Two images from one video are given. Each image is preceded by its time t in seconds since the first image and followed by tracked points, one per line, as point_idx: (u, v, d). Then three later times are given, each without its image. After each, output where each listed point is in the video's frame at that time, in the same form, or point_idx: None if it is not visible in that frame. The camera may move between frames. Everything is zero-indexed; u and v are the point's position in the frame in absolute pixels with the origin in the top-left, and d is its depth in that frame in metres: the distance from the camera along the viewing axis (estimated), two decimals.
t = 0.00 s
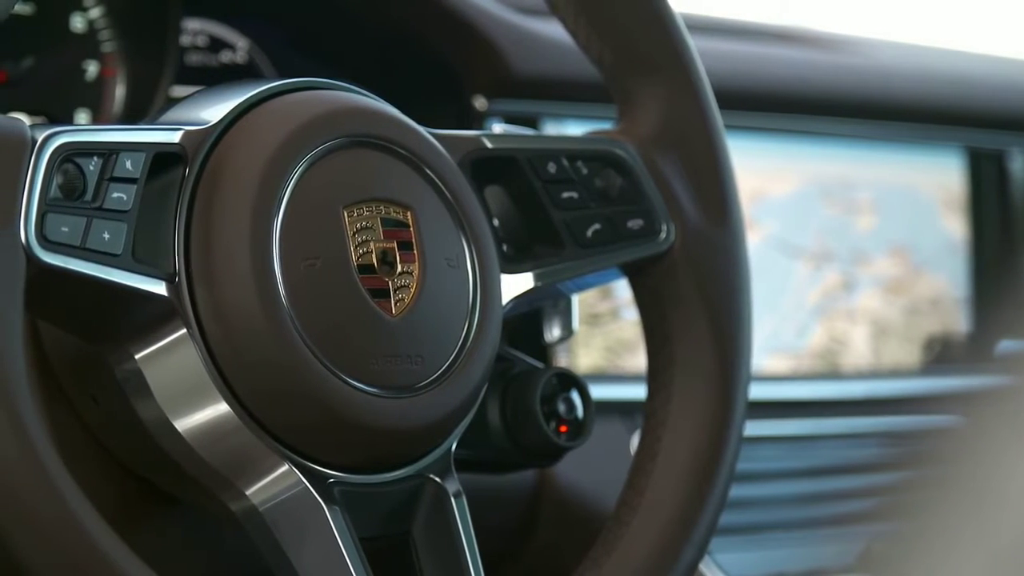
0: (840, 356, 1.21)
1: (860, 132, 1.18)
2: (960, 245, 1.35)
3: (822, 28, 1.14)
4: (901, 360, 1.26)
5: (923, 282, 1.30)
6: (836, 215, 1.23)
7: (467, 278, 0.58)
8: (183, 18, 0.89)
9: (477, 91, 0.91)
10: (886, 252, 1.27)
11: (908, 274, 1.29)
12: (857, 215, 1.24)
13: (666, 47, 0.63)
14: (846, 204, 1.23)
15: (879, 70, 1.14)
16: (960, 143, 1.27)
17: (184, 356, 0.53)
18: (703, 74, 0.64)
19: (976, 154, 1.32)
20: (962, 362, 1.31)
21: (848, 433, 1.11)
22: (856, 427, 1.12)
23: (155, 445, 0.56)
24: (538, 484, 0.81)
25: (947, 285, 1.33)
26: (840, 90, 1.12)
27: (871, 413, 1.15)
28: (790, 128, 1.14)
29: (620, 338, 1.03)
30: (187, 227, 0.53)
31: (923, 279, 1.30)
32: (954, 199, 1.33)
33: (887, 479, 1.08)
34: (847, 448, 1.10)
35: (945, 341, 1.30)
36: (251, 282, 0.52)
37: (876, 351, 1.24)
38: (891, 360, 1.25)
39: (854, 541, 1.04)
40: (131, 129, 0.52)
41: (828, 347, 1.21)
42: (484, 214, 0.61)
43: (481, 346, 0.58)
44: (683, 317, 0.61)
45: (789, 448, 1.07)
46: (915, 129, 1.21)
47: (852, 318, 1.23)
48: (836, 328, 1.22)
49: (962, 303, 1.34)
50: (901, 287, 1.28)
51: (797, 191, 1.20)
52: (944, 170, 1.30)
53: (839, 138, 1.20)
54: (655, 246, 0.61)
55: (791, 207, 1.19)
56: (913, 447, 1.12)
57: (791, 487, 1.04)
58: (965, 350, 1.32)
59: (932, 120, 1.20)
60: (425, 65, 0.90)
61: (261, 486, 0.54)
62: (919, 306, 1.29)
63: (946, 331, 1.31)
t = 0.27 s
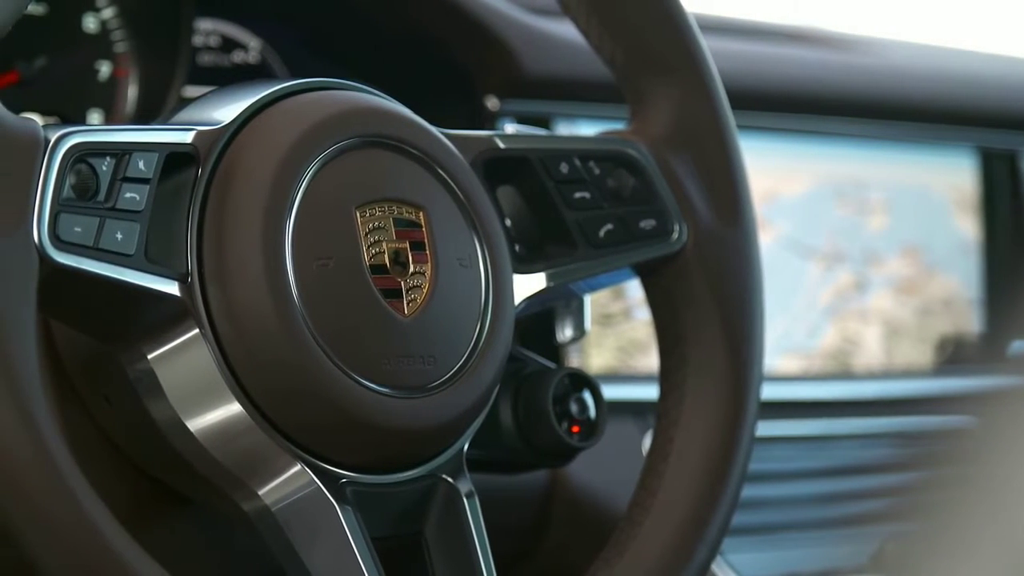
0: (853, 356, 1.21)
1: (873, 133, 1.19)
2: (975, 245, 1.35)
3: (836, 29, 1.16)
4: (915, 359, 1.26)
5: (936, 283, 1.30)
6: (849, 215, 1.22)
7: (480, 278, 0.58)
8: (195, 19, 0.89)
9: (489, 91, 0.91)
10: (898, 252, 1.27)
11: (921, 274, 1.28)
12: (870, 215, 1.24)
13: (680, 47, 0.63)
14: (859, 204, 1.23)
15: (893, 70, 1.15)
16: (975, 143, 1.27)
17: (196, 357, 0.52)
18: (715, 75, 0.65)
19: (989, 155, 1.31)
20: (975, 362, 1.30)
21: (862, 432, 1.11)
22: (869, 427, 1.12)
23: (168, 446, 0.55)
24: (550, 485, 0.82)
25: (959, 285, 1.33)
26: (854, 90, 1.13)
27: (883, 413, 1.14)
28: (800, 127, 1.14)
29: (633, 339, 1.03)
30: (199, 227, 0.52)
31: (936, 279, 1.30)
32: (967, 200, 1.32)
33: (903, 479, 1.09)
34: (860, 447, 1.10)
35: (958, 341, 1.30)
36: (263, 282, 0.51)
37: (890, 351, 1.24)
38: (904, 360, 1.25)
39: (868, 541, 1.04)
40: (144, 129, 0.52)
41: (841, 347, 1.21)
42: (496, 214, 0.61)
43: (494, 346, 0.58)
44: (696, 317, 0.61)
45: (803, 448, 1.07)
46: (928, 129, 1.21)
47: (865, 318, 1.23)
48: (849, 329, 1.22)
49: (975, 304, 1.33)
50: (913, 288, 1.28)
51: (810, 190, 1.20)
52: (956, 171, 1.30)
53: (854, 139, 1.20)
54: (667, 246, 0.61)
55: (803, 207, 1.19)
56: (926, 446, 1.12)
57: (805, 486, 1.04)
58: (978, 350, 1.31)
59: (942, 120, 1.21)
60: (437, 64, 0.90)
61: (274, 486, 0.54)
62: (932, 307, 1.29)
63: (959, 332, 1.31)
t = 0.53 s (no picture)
0: (862, 356, 1.21)
1: (883, 133, 1.19)
2: (979, 248, 1.33)
3: (846, 28, 1.15)
4: (923, 359, 1.26)
5: (944, 283, 1.30)
6: (857, 215, 1.22)
7: (489, 278, 0.58)
8: (205, 18, 0.89)
9: (497, 91, 0.92)
10: (907, 253, 1.27)
11: (929, 275, 1.28)
12: (878, 215, 1.24)
13: (688, 47, 0.64)
14: (867, 204, 1.23)
15: (903, 70, 1.15)
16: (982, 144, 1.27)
17: (204, 357, 0.52)
18: (723, 75, 0.65)
19: (998, 155, 1.31)
20: (983, 361, 1.30)
21: (871, 433, 1.10)
22: (879, 427, 1.11)
23: (176, 446, 0.55)
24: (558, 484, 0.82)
25: (969, 286, 1.32)
26: (863, 90, 1.13)
27: (892, 413, 1.14)
28: (808, 127, 1.14)
29: (640, 338, 1.02)
30: (207, 226, 0.52)
31: (945, 279, 1.30)
32: (975, 200, 1.32)
33: (912, 478, 1.09)
34: (867, 449, 1.09)
35: (966, 340, 1.30)
36: (272, 282, 0.51)
37: (898, 351, 1.24)
38: (911, 359, 1.25)
39: (875, 542, 1.05)
40: (152, 130, 0.52)
41: (849, 347, 1.21)
42: (504, 214, 0.61)
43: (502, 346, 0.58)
44: (704, 316, 0.62)
45: (809, 450, 1.06)
46: (938, 129, 1.21)
47: (874, 318, 1.23)
48: (857, 329, 1.22)
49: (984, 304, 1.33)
50: (922, 288, 1.28)
51: (818, 191, 1.20)
52: (965, 171, 1.30)
53: (864, 141, 1.20)
54: (675, 247, 0.61)
55: (810, 207, 1.19)
56: (936, 447, 1.12)
57: (814, 487, 1.04)
58: (984, 349, 1.32)
59: (950, 120, 1.21)
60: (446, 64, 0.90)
61: (282, 486, 0.54)
62: (940, 307, 1.29)
63: (966, 332, 1.31)
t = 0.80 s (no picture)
0: (869, 356, 1.21)
1: (888, 132, 1.19)
2: (983, 250, 1.32)
3: (850, 29, 1.16)
4: (931, 359, 1.26)
5: (952, 283, 1.30)
6: (866, 214, 1.22)
7: (496, 278, 0.58)
8: (212, 19, 0.89)
9: (505, 92, 0.92)
10: (914, 253, 1.27)
11: (937, 275, 1.28)
12: (886, 215, 1.23)
13: (695, 48, 0.64)
14: (875, 204, 1.23)
15: (908, 70, 1.16)
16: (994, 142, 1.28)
17: (211, 357, 0.52)
18: (730, 76, 0.65)
19: (1006, 154, 1.31)
20: (991, 362, 1.30)
21: (878, 433, 1.10)
22: (887, 425, 1.12)
23: (183, 446, 0.55)
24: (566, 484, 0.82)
25: (976, 286, 1.32)
26: (869, 89, 1.14)
27: (900, 413, 1.14)
28: (814, 127, 1.14)
29: (647, 339, 1.02)
30: (215, 227, 0.52)
31: (952, 279, 1.30)
32: (984, 200, 1.32)
33: (920, 479, 1.09)
34: (874, 450, 1.09)
35: (974, 341, 1.30)
36: (279, 282, 0.51)
37: (905, 351, 1.24)
38: (919, 359, 1.25)
39: (884, 542, 1.05)
40: (161, 129, 0.52)
41: (856, 348, 1.21)
42: (511, 214, 0.61)
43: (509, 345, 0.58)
44: (711, 316, 0.62)
45: (816, 450, 1.07)
46: (941, 128, 1.22)
47: (881, 318, 1.23)
48: (864, 329, 1.22)
49: (992, 304, 1.33)
50: (929, 288, 1.27)
51: (824, 189, 1.19)
52: (972, 171, 1.30)
53: (872, 139, 1.20)
54: (682, 247, 0.61)
55: (819, 207, 1.19)
56: (943, 447, 1.12)
57: (821, 487, 1.04)
58: (992, 349, 1.31)
59: (954, 120, 1.21)
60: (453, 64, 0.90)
61: (289, 486, 0.54)
62: (948, 307, 1.29)
63: (974, 332, 1.31)
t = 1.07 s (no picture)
0: (875, 356, 1.21)
1: (893, 133, 1.19)
2: (996, 248, 1.33)
3: (857, 29, 1.16)
4: (938, 358, 1.26)
5: (958, 283, 1.30)
6: (870, 215, 1.22)
7: (502, 277, 0.58)
8: (217, 19, 0.89)
9: (511, 92, 0.92)
10: (919, 253, 1.27)
11: (942, 275, 1.28)
12: (891, 216, 1.24)
13: (701, 48, 0.64)
14: (880, 205, 1.23)
15: (915, 71, 1.16)
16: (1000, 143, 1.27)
17: (216, 357, 0.52)
18: (736, 75, 0.65)
19: (1012, 155, 1.31)
20: (997, 362, 1.30)
21: (884, 433, 1.10)
22: (893, 425, 1.12)
23: (189, 445, 0.55)
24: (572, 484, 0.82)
25: (982, 286, 1.32)
26: (876, 90, 1.14)
27: (907, 412, 1.14)
28: (819, 127, 1.14)
29: (653, 339, 1.02)
30: (221, 227, 0.52)
31: (958, 280, 1.30)
32: (990, 200, 1.32)
33: (925, 479, 1.09)
34: (880, 449, 1.09)
35: (979, 341, 1.30)
36: (285, 282, 0.51)
37: (912, 351, 1.24)
38: (926, 359, 1.25)
39: (891, 541, 1.05)
40: (166, 129, 0.52)
41: (862, 348, 1.21)
42: (517, 214, 0.61)
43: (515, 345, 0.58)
44: (717, 316, 0.62)
45: (823, 449, 1.07)
46: (947, 129, 1.22)
47: (886, 318, 1.23)
48: (869, 330, 1.22)
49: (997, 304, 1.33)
50: (935, 288, 1.27)
51: (830, 189, 1.20)
52: (978, 171, 1.30)
53: (877, 140, 1.20)
54: (688, 246, 0.61)
55: (823, 207, 1.19)
56: (949, 448, 1.12)
57: (827, 487, 1.04)
58: (998, 349, 1.31)
59: (959, 120, 1.21)
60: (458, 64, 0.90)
61: (295, 486, 0.54)
62: (953, 307, 1.29)
63: (979, 333, 1.31)
